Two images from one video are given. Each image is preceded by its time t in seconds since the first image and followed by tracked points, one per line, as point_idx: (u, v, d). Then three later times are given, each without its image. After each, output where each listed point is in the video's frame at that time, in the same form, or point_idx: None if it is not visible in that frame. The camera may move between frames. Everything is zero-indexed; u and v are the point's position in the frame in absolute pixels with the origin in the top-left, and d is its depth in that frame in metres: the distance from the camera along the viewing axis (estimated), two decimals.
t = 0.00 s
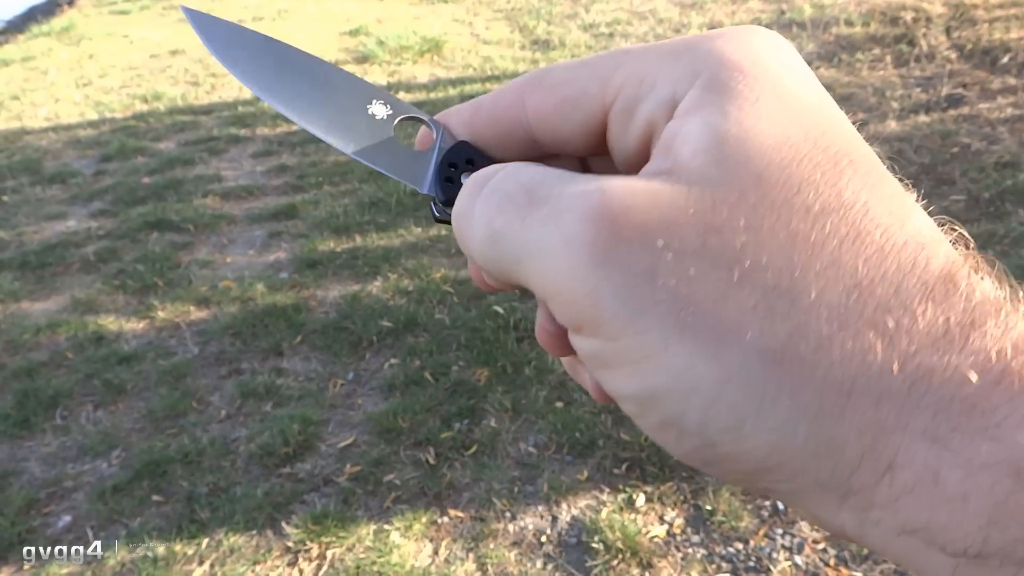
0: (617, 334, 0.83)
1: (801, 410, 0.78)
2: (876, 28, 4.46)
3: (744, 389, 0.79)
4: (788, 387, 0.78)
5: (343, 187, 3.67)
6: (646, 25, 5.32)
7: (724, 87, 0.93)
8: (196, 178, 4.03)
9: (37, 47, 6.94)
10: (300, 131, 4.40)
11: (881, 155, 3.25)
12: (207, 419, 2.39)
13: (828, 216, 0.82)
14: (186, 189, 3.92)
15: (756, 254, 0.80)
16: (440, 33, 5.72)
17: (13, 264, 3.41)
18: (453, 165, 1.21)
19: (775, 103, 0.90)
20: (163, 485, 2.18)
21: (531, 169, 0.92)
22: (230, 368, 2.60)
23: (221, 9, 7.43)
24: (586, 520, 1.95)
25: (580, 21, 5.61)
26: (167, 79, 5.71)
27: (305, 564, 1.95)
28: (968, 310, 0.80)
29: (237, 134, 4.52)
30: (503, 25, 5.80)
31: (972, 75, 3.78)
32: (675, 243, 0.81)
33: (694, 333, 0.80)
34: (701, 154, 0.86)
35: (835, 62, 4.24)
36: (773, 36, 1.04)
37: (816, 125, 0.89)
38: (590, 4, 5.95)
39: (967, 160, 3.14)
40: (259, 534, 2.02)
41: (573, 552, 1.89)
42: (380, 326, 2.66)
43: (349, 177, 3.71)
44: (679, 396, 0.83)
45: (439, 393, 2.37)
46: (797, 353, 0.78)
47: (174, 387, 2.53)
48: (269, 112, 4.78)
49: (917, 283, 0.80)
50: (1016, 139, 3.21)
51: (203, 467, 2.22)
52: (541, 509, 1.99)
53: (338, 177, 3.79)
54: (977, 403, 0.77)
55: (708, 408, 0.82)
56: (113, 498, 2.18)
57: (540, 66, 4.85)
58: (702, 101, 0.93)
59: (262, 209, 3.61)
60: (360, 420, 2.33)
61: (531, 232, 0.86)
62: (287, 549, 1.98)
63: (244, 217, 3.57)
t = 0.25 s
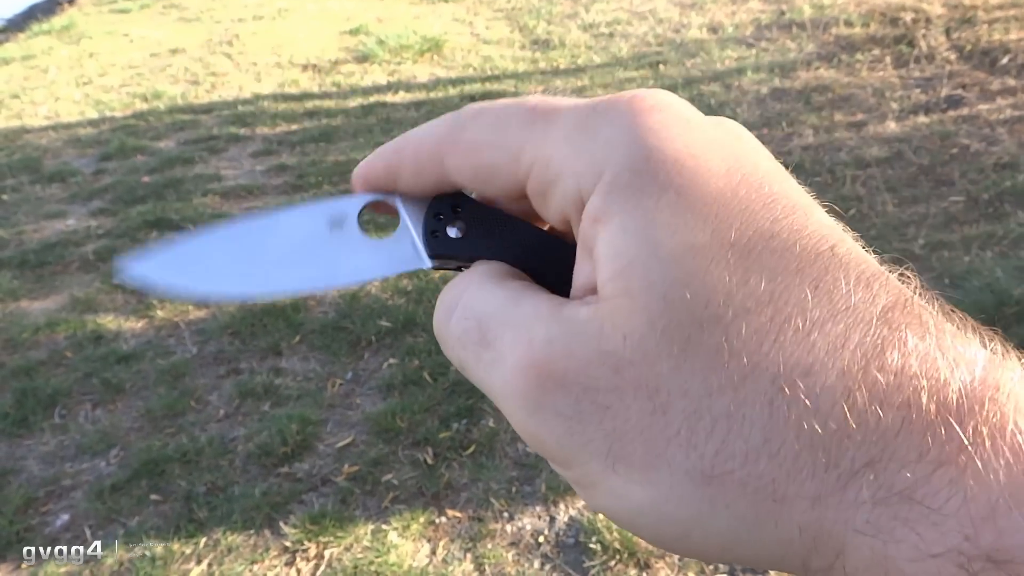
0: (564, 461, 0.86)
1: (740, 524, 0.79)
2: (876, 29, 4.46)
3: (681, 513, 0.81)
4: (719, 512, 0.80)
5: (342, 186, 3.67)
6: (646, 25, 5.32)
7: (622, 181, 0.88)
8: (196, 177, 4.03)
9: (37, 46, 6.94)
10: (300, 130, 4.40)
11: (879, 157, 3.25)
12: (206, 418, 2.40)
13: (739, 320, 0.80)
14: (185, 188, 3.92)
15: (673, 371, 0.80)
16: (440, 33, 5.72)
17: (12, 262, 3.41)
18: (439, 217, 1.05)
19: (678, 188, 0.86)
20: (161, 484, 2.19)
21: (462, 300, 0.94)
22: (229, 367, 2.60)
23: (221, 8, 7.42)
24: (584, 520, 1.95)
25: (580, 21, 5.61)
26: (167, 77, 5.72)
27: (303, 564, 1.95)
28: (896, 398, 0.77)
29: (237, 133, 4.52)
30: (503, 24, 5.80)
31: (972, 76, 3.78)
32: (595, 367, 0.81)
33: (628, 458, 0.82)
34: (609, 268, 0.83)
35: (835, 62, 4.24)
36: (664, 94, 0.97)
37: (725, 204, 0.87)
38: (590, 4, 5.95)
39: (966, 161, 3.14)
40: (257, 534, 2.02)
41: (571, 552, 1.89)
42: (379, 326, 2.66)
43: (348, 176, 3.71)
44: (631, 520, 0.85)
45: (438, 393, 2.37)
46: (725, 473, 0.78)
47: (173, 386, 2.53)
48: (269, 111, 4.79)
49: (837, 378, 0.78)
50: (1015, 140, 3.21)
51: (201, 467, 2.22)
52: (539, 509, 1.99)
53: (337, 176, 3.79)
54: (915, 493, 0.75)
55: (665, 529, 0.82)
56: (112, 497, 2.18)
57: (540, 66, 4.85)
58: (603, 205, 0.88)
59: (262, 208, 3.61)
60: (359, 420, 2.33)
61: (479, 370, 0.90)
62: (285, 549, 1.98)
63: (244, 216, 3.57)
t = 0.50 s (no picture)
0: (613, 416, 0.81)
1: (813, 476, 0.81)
2: (877, 28, 4.45)
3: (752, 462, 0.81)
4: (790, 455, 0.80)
5: (343, 187, 3.67)
6: (646, 25, 5.31)
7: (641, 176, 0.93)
8: (196, 177, 4.03)
9: (38, 46, 6.94)
10: (300, 131, 4.39)
11: (880, 156, 3.24)
12: (207, 419, 2.39)
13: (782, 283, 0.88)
14: (185, 188, 3.92)
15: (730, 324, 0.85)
16: (440, 33, 5.71)
17: (12, 263, 3.41)
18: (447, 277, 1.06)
19: (710, 169, 0.95)
20: (162, 486, 2.18)
21: (447, 233, 0.85)
22: (230, 368, 2.60)
23: (221, 8, 7.42)
24: (586, 521, 1.95)
25: (580, 21, 5.61)
26: (167, 78, 5.71)
27: (304, 564, 1.95)
28: (925, 353, 0.86)
29: (237, 133, 4.52)
30: (503, 24, 5.80)
31: (973, 75, 3.78)
32: (655, 316, 0.82)
33: (701, 411, 0.81)
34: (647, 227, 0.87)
35: (835, 62, 4.23)
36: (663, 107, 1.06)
37: (755, 185, 0.96)
38: (590, 4, 5.95)
39: (968, 161, 3.14)
40: (258, 534, 2.02)
41: (572, 553, 1.89)
42: (380, 327, 2.66)
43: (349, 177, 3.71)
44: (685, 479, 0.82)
45: (439, 394, 2.36)
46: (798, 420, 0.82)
47: (174, 387, 2.53)
48: (269, 112, 4.78)
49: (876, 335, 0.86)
50: (1017, 139, 3.21)
51: (202, 468, 2.22)
52: (540, 510, 1.99)
53: (337, 176, 3.79)
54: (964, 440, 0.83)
55: (736, 485, 0.81)
56: (112, 498, 2.18)
57: (540, 66, 4.84)
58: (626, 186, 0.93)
59: (262, 208, 3.61)
60: (360, 421, 2.33)
61: (499, 332, 0.83)
62: (286, 550, 1.97)
63: (244, 216, 3.57)
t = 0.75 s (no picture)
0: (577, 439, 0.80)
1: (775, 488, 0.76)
2: (875, 28, 4.45)
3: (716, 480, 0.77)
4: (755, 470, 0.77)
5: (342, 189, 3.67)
6: (645, 26, 5.31)
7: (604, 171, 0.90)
8: (195, 181, 4.03)
9: (37, 50, 6.94)
10: (300, 133, 4.40)
11: (879, 156, 3.25)
12: (206, 423, 2.39)
13: (749, 285, 0.83)
14: (185, 192, 3.92)
15: (686, 333, 0.80)
16: (439, 35, 5.72)
17: (12, 267, 3.41)
18: (433, 213, 1.06)
19: (676, 166, 0.90)
20: (162, 489, 2.18)
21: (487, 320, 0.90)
22: (229, 371, 2.60)
23: (220, 11, 7.43)
24: (586, 523, 1.95)
25: (579, 21, 5.61)
26: (166, 81, 5.71)
27: (305, 568, 1.95)
28: (914, 350, 0.80)
29: (236, 136, 4.52)
30: (502, 26, 5.80)
31: (971, 74, 3.78)
32: (616, 331, 0.80)
33: (655, 428, 0.78)
34: (606, 244, 0.85)
35: (834, 62, 4.24)
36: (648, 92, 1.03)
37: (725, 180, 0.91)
38: (589, 4, 5.96)
39: (966, 160, 3.14)
40: (258, 538, 2.02)
41: (572, 555, 1.89)
42: (379, 329, 2.66)
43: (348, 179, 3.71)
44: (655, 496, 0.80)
45: (439, 396, 2.36)
46: (755, 434, 0.77)
47: (173, 391, 2.53)
48: (268, 114, 4.78)
49: (852, 338, 0.80)
50: (1015, 138, 3.21)
51: (202, 471, 2.22)
52: (541, 512, 1.99)
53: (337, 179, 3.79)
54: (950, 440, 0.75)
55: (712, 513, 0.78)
56: (112, 502, 2.18)
57: (539, 67, 4.85)
58: (591, 188, 0.90)
59: (261, 211, 3.61)
60: (359, 424, 2.33)
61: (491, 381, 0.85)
62: (286, 553, 1.98)
63: (243, 219, 3.57)
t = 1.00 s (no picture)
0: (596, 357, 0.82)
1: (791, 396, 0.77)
2: (875, 27, 4.45)
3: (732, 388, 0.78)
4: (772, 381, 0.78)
5: (342, 191, 3.67)
6: (644, 26, 5.31)
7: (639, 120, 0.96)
8: (195, 184, 4.03)
9: (36, 54, 6.95)
10: (299, 136, 4.40)
11: (879, 156, 3.24)
12: (207, 426, 2.39)
13: (771, 210, 0.86)
14: (184, 195, 3.92)
15: (709, 252, 0.83)
16: (438, 37, 5.72)
17: (12, 272, 3.41)
18: (407, 197, 1.26)
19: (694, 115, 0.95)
20: (163, 493, 2.18)
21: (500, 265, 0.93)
22: (230, 374, 2.60)
23: (219, 14, 7.44)
24: (587, 524, 1.94)
25: (578, 23, 5.61)
26: (166, 85, 5.71)
27: (306, 571, 1.94)
28: (930, 282, 0.80)
29: (236, 139, 4.52)
30: (501, 27, 5.80)
31: (971, 73, 3.78)
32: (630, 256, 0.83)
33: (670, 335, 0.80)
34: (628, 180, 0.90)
35: (833, 61, 4.23)
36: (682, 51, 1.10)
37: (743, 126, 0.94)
38: (588, 6, 5.96)
39: (966, 159, 3.13)
40: (259, 541, 2.02)
41: (574, 556, 1.88)
42: (379, 331, 2.66)
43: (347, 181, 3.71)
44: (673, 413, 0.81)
45: (439, 398, 2.36)
46: (775, 343, 0.78)
47: (174, 394, 2.53)
48: (268, 117, 4.78)
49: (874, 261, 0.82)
50: (1016, 136, 3.20)
51: (203, 474, 2.22)
52: (542, 513, 1.99)
53: (336, 181, 3.79)
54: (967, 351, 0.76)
55: (731, 428, 0.79)
56: (113, 506, 2.17)
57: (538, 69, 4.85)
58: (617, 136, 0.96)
59: (261, 214, 3.61)
60: (360, 426, 2.33)
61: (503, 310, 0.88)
62: (287, 556, 1.97)
63: (243, 222, 3.57)
